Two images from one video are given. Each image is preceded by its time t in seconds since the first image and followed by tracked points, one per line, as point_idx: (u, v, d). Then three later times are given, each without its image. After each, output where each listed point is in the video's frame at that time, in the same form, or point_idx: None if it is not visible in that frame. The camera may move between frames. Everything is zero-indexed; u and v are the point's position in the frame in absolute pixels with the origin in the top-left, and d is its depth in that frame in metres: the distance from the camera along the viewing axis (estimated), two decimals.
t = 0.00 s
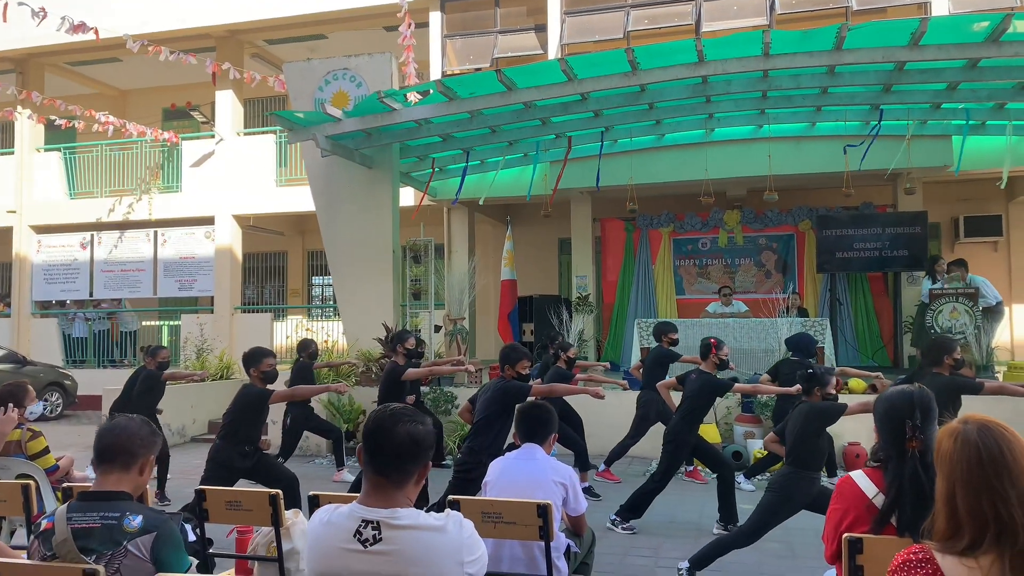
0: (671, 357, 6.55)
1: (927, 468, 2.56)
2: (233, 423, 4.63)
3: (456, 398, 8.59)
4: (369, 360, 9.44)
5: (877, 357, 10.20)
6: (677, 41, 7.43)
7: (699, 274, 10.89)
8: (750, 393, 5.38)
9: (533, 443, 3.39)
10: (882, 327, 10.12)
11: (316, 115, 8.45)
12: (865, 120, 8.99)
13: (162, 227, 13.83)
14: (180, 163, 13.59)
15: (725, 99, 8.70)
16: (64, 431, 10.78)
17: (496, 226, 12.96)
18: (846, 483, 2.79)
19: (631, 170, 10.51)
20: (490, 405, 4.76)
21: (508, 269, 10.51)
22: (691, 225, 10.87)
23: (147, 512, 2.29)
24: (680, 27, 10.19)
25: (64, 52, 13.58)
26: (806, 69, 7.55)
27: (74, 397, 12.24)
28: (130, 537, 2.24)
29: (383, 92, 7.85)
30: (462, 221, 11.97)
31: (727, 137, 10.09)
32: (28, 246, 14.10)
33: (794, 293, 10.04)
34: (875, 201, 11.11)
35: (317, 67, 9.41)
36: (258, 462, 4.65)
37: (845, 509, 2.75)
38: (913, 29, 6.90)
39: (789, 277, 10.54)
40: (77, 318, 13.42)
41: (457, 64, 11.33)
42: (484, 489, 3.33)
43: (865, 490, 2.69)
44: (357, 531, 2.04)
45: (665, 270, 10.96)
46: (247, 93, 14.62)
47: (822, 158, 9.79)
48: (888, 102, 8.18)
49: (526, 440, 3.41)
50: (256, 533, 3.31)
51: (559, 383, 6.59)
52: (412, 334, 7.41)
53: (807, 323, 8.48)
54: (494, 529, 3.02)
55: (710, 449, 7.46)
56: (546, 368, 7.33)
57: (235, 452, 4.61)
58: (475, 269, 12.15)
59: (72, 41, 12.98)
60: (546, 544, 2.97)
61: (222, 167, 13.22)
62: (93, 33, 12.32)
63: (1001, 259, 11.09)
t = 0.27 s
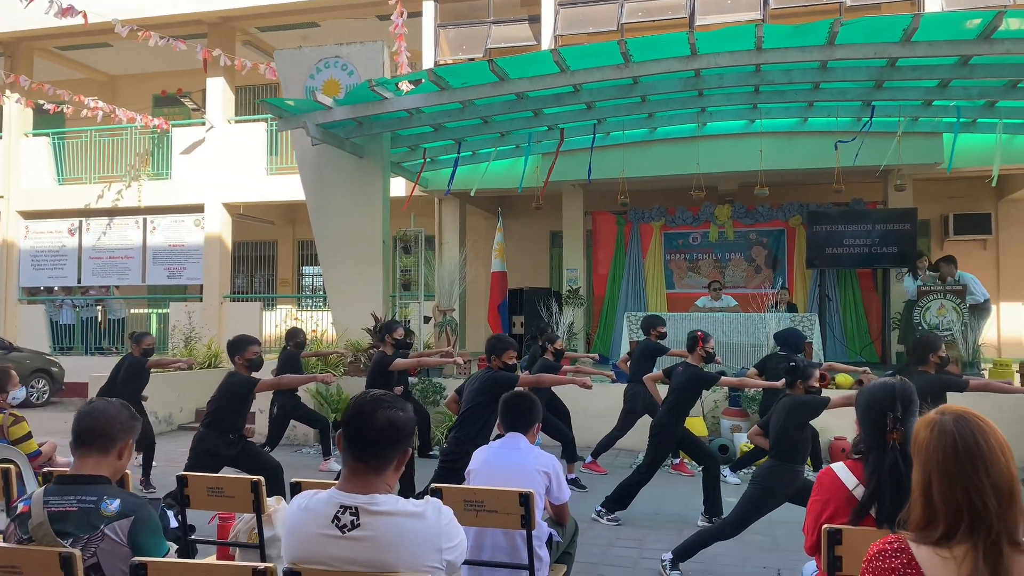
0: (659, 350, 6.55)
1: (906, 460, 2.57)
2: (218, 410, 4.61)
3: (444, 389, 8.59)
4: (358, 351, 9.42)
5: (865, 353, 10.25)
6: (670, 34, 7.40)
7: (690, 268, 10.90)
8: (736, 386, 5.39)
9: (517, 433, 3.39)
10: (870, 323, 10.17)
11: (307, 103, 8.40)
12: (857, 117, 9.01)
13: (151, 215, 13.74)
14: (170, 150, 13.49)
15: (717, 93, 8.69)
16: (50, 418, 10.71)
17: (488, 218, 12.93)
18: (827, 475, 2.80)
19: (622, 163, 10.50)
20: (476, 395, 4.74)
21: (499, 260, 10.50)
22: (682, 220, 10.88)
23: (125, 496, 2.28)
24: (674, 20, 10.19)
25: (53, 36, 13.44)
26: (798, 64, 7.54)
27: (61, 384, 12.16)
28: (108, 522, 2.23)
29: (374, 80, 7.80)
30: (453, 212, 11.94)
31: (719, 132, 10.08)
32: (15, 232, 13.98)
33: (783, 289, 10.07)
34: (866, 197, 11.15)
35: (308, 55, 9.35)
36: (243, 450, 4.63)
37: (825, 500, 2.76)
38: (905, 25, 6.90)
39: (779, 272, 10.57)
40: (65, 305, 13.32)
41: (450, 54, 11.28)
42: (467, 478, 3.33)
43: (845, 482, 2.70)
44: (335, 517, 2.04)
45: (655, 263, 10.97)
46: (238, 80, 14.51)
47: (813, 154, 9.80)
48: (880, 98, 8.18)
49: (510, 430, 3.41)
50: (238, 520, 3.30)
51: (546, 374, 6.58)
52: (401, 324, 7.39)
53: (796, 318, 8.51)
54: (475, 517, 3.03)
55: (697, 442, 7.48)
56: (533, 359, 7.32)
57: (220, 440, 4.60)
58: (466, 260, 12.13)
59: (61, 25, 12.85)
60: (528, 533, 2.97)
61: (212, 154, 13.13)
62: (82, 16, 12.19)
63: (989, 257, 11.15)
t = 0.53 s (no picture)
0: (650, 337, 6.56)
1: (891, 444, 2.57)
2: (207, 393, 4.60)
3: (436, 375, 8.59)
4: (350, 336, 9.41)
5: (856, 341, 10.30)
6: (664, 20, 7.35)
7: (683, 256, 10.91)
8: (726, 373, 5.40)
9: (505, 416, 3.39)
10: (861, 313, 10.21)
11: (299, 86, 8.33)
12: (851, 105, 9.00)
13: (143, 198, 13.66)
14: (162, 133, 13.39)
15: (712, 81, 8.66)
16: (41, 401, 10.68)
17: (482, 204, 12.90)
18: (813, 459, 2.80)
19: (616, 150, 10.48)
20: (466, 380, 4.74)
21: (492, 247, 10.48)
22: (676, 208, 10.88)
23: (108, 476, 2.27)
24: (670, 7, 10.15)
25: (44, 17, 13.29)
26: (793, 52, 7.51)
27: (52, 367, 12.12)
28: (91, 501, 2.23)
29: (367, 64, 7.74)
30: (446, 198, 11.91)
31: (713, 119, 10.06)
32: (6, 215, 13.90)
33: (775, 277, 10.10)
34: (859, 186, 11.16)
35: (301, 38, 9.27)
36: (232, 433, 4.63)
37: (810, 484, 2.77)
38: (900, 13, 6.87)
39: (772, 261, 10.59)
40: (56, 288, 13.24)
41: (444, 39, 11.22)
42: (455, 460, 3.34)
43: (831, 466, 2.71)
44: (319, 497, 2.03)
45: (648, 251, 10.97)
46: (231, 64, 14.40)
47: (807, 142, 9.80)
48: (874, 87, 8.17)
49: (498, 414, 3.41)
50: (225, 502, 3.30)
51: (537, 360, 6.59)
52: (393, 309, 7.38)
53: (787, 306, 8.53)
54: (462, 499, 3.04)
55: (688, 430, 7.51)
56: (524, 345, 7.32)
57: (209, 424, 4.59)
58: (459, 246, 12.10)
59: (51, 5, 12.69)
60: (514, 515, 2.98)
61: (205, 138, 13.04)
62: None
63: (981, 247, 11.18)
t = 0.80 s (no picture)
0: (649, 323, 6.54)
1: (891, 429, 2.55)
2: (203, 379, 4.58)
3: (435, 361, 8.58)
4: (348, 322, 9.39)
5: (855, 328, 10.29)
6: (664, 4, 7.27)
7: (682, 243, 10.88)
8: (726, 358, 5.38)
9: (503, 401, 3.37)
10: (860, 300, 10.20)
11: (296, 71, 8.24)
12: (851, 91, 8.94)
13: (140, 185, 13.59)
14: (159, 119, 13.29)
15: (712, 66, 8.59)
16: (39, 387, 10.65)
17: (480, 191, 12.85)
18: (812, 444, 2.78)
19: (616, 136, 10.42)
20: (464, 366, 4.71)
21: (490, 233, 10.44)
22: (676, 194, 10.83)
23: (101, 460, 2.26)
24: None
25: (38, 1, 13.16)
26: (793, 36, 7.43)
27: (50, 354, 12.09)
28: (84, 485, 2.21)
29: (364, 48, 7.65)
30: (445, 184, 11.85)
31: (713, 105, 9.99)
32: (3, 201, 13.83)
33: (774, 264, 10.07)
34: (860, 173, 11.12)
35: (298, 22, 9.18)
36: (229, 419, 4.61)
37: (809, 470, 2.75)
38: None
39: (771, 247, 10.55)
40: (54, 275, 13.18)
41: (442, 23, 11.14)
42: (451, 446, 3.32)
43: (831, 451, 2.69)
44: (313, 481, 2.01)
45: (648, 237, 10.93)
46: (228, 49, 14.30)
47: (807, 129, 9.75)
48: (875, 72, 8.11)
49: (496, 399, 3.39)
50: (221, 486, 3.30)
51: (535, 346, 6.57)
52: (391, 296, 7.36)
53: (787, 293, 8.51)
54: (458, 484, 3.02)
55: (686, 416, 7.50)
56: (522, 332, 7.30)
57: (205, 410, 4.57)
58: (458, 233, 12.06)
59: None
60: (511, 500, 2.96)
61: (201, 124, 12.96)
62: None
63: (981, 233, 11.15)
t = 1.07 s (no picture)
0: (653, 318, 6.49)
1: (903, 423, 2.50)
2: (203, 375, 4.54)
3: (437, 357, 8.53)
4: (350, 319, 9.35)
5: (859, 322, 10.23)
6: None
7: (685, 237, 10.82)
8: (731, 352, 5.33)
9: (506, 396, 3.32)
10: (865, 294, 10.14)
11: (296, 66, 8.19)
12: (855, 83, 8.87)
13: (141, 182, 13.56)
14: (160, 116, 13.26)
15: (714, 59, 8.52)
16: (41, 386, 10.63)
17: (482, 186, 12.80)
18: (821, 438, 2.74)
19: (618, 131, 10.36)
20: (467, 363, 4.68)
21: (492, 228, 10.39)
22: (679, 188, 10.77)
23: (96, 458, 2.22)
24: None
25: None
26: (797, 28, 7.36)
27: (52, 352, 12.06)
28: (78, 484, 2.17)
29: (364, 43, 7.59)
30: (446, 180, 11.79)
31: (716, 99, 9.91)
32: (4, 199, 13.81)
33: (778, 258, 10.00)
34: (864, 166, 11.05)
35: (298, 17, 9.12)
36: (229, 415, 4.57)
37: (819, 465, 2.70)
38: None
39: (775, 242, 10.49)
40: (56, 273, 13.16)
41: (443, 18, 11.09)
42: (454, 442, 3.27)
43: (841, 445, 2.64)
44: (312, 479, 1.96)
45: (650, 232, 10.87)
46: (229, 45, 14.26)
47: (811, 122, 9.67)
48: (879, 64, 8.04)
49: (498, 394, 3.34)
50: (220, 484, 3.26)
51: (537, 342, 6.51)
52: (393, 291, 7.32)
53: (792, 287, 8.45)
54: (460, 481, 2.97)
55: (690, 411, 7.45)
56: (525, 327, 7.25)
57: (205, 407, 4.53)
58: (460, 228, 12.01)
59: None
60: (514, 497, 2.92)
61: (202, 121, 12.91)
62: None
63: (986, 227, 11.07)
